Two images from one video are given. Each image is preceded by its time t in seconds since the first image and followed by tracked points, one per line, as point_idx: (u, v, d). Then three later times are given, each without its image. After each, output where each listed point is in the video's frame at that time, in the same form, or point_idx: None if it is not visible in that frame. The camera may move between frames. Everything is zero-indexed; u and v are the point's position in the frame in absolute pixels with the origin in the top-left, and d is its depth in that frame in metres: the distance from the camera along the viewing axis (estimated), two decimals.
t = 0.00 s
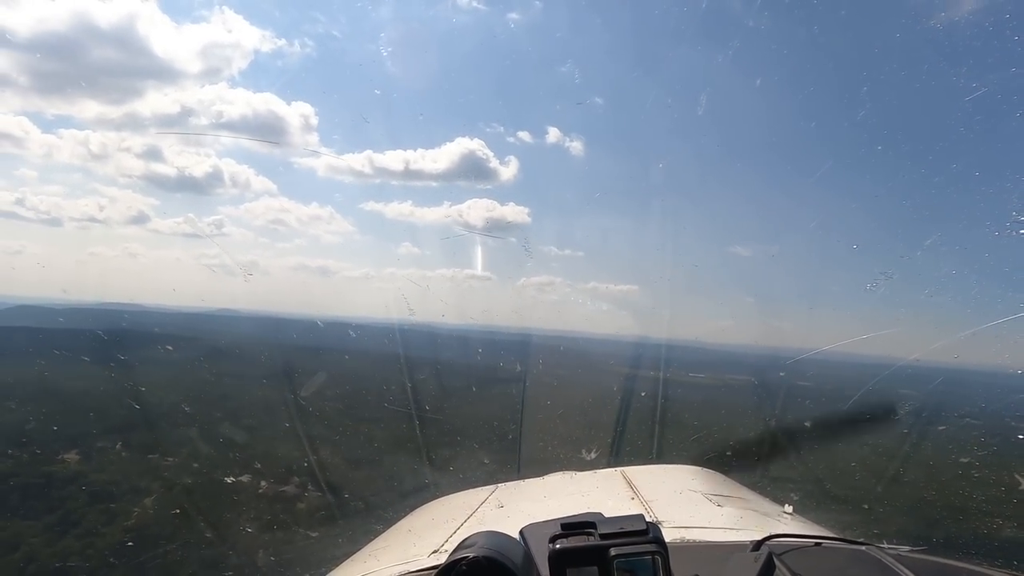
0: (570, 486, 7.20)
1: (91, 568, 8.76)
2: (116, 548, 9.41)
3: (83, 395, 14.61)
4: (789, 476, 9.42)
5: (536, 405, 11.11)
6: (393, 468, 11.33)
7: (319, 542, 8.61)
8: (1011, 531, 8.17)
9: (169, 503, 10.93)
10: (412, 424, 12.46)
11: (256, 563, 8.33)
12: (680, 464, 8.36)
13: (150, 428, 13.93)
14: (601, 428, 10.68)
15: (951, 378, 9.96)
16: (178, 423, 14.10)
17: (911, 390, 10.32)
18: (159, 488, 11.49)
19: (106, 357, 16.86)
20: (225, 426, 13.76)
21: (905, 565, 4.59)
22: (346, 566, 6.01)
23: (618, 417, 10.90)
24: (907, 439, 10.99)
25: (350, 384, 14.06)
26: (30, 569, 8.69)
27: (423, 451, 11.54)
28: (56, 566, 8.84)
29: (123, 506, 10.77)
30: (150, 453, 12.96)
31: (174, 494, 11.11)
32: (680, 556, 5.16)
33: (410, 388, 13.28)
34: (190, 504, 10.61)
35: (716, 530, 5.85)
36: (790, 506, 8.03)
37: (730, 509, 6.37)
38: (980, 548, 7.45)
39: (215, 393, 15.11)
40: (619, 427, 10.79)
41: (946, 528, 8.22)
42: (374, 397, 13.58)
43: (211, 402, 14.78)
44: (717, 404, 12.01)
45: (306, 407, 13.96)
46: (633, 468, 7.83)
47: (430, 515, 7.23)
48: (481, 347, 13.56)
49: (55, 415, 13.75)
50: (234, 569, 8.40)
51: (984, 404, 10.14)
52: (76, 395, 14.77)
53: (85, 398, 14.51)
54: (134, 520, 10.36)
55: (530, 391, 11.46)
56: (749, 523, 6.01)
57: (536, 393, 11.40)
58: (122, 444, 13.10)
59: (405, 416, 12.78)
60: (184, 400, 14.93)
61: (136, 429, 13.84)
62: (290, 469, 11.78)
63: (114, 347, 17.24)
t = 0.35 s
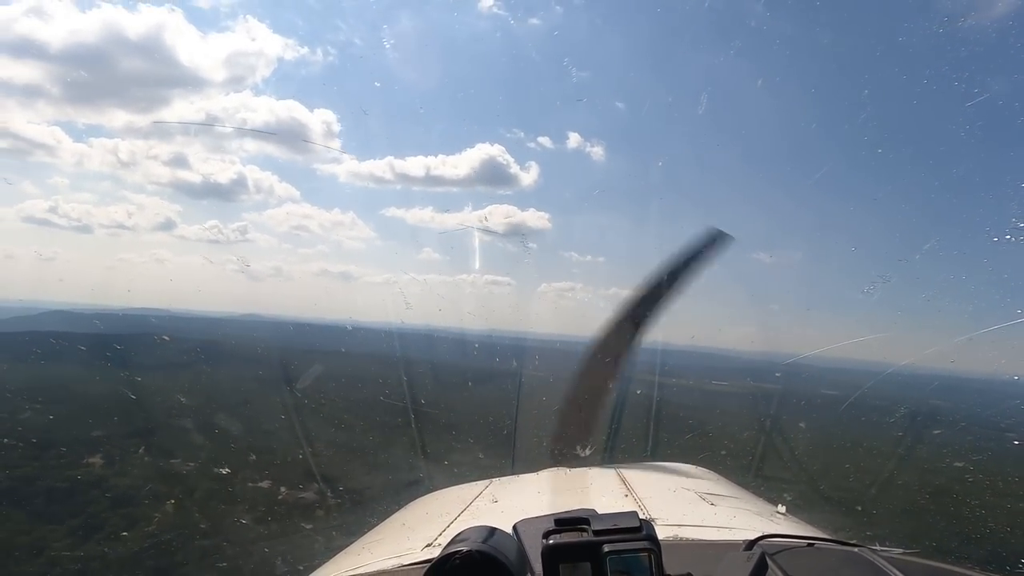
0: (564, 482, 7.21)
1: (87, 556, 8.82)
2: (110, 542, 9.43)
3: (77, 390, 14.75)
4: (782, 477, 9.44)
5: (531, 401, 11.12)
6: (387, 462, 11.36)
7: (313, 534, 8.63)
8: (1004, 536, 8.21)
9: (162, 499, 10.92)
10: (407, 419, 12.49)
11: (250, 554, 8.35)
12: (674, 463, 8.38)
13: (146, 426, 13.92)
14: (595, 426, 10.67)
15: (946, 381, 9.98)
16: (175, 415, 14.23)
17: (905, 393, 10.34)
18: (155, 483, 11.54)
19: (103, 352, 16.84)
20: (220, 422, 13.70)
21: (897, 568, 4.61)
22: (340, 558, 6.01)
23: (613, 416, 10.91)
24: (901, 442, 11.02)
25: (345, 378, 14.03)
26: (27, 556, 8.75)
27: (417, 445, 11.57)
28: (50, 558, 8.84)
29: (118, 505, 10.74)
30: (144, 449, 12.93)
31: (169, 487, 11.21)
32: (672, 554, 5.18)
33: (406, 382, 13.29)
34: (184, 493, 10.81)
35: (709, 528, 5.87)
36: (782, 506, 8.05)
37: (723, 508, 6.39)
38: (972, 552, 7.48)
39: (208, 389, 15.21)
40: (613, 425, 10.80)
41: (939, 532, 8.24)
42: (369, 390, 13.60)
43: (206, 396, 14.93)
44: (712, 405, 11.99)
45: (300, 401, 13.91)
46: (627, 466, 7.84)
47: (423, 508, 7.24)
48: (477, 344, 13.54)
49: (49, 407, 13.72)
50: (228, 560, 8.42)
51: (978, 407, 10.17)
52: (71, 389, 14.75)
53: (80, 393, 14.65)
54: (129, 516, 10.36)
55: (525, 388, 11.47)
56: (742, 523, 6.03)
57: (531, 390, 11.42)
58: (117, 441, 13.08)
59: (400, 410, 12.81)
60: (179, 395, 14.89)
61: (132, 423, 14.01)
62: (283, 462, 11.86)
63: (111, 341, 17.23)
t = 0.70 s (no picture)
0: (560, 483, 7.21)
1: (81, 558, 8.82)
2: (106, 543, 9.43)
3: (74, 387, 14.74)
4: (779, 479, 9.44)
5: (528, 404, 11.14)
6: (383, 462, 11.35)
7: (309, 534, 8.61)
8: (1000, 539, 8.22)
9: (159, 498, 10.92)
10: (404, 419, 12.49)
11: (245, 554, 8.34)
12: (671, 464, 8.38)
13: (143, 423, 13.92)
14: (591, 426, 10.65)
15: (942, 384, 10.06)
16: (173, 413, 14.23)
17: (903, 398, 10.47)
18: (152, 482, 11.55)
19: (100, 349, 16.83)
20: (217, 420, 13.69)
21: (892, 570, 4.60)
22: (336, 558, 6.01)
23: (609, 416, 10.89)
24: (898, 446, 11.06)
25: (342, 377, 14.00)
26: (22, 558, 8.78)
27: (413, 445, 11.55)
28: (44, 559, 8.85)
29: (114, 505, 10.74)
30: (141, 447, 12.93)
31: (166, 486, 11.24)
32: (668, 556, 5.19)
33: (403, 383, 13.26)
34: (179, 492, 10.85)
35: (705, 530, 5.87)
36: (778, 508, 8.06)
37: (719, 510, 6.39)
38: (968, 555, 7.50)
39: (206, 392, 15.19)
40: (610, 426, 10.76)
41: (934, 536, 8.24)
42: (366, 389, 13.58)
43: (205, 396, 14.93)
44: (709, 406, 11.97)
45: (297, 400, 13.90)
46: (624, 467, 7.83)
47: (419, 509, 7.25)
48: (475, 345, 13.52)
49: (46, 404, 13.72)
50: (223, 559, 8.42)
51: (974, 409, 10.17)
52: (68, 387, 14.75)
53: (76, 391, 14.63)
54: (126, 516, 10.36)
55: (522, 390, 11.49)
56: (737, 525, 6.03)
57: (528, 392, 11.44)
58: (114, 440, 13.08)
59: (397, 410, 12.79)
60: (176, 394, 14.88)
61: (130, 420, 14.01)
62: (280, 461, 11.80)
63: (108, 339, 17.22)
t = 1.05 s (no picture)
0: (560, 485, 7.21)
1: (82, 563, 8.82)
2: (106, 546, 9.43)
3: (74, 387, 14.70)
4: (779, 481, 9.44)
5: (528, 407, 11.15)
6: (384, 464, 11.33)
7: (309, 536, 8.59)
8: (1000, 541, 8.23)
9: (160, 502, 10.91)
10: (405, 421, 12.49)
11: (245, 556, 8.34)
12: (671, 467, 8.36)
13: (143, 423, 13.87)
14: (591, 427, 10.63)
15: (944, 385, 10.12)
16: (173, 415, 14.19)
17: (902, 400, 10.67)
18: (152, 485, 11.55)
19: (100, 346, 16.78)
20: (217, 421, 13.68)
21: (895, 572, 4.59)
22: (337, 560, 6.00)
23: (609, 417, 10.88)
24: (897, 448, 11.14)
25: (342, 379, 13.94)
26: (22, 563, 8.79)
27: (413, 447, 11.54)
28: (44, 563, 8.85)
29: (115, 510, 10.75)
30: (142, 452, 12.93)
31: (167, 484, 11.26)
32: (670, 558, 5.18)
33: (404, 386, 13.26)
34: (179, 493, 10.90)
35: (706, 533, 5.87)
36: (779, 510, 8.07)
37: (720, 512, 6.38)
38: (969, 556, 7.53)
39: (207, 392, 15.15)
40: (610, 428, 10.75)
41: (936, 538, 8.24)
42: (366, 392, 13.57)
43: (204, 397, 14.89)
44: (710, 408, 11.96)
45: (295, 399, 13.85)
46: (625, 469, 7.81)
47: (419, 511, 7.25)
48: (476, 348, 13.53)
49: (45, 404, 13.68)
50: (223, 561, 8.42)
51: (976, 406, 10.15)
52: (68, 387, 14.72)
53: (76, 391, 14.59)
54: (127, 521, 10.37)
55: (522, 392, 11.49)
56: (738, 527, 6.03)
57: (529, 394, 11.45)
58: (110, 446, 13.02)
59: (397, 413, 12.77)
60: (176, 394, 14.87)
61: (129, 421, 13.97)
62: (280, 461, 11.80)
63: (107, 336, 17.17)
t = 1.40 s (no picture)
0: (560, 487, 7.20)
1: (81, 565, 8.84)
2: (105, 546, 9.42)
3: (74, 389, 14.68)
4: (779, 484, 9.41)
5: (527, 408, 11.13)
6: (383, 463, 11.30)
7: (307, 536, 8.58)
8: (1001, 545, 8.21)
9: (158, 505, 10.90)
10: (405, 422, 12.46)
11: (244, 556, 8.34)
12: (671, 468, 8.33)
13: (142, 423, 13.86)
14: (591, 427, 10.61)
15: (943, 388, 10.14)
16: (173, 415, 14.16)
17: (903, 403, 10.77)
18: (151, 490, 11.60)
19: (100, 347, 16.78)
20: (216, 421, 13.67)
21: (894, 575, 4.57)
22: (337, 560, 6.00)
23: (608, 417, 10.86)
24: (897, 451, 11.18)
25: (342, 378, 13.91)
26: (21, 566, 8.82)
27: (412, 448, 11.51)
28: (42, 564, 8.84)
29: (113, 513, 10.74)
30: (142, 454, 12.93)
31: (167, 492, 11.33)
32: (669, 561, 5.18)
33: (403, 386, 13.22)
34: (178, 497, 10.96)
35: (706, 535, 5.86)
36: (779, 512, 8.06)
37: (720, 515, 6.36)
38: (969, 559, 7.54)
39: (206, 390, 15.10)
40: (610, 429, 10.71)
41: (935, 541, 8.23)
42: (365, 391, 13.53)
43: (204, 395, 14.85)
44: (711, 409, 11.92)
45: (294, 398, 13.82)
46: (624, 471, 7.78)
47: (419, 511, 7.26)
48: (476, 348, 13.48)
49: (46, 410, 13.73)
50: (222, 561, 8.42)
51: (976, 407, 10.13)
52: (68, 387, 14.72)
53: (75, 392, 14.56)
54: (126, 524, 10.36)
55: (522, 393, 11.46)
56: (738, 529, 6.01)
57: (528, 395, 11.42)
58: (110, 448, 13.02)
59: (397, 413, 12.73)
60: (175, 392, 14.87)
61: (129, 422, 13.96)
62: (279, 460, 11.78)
63: (108, 336, 17.17)
